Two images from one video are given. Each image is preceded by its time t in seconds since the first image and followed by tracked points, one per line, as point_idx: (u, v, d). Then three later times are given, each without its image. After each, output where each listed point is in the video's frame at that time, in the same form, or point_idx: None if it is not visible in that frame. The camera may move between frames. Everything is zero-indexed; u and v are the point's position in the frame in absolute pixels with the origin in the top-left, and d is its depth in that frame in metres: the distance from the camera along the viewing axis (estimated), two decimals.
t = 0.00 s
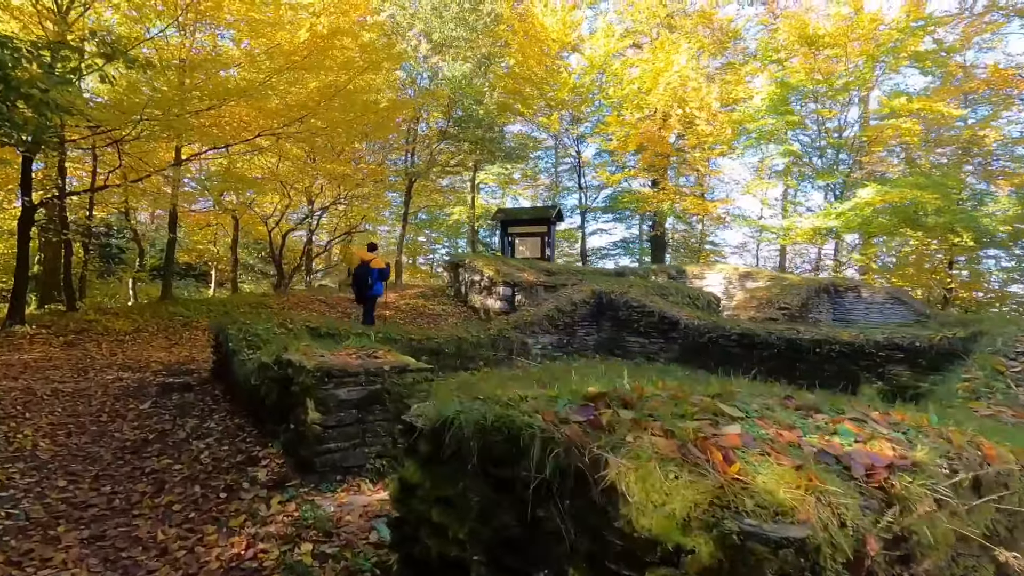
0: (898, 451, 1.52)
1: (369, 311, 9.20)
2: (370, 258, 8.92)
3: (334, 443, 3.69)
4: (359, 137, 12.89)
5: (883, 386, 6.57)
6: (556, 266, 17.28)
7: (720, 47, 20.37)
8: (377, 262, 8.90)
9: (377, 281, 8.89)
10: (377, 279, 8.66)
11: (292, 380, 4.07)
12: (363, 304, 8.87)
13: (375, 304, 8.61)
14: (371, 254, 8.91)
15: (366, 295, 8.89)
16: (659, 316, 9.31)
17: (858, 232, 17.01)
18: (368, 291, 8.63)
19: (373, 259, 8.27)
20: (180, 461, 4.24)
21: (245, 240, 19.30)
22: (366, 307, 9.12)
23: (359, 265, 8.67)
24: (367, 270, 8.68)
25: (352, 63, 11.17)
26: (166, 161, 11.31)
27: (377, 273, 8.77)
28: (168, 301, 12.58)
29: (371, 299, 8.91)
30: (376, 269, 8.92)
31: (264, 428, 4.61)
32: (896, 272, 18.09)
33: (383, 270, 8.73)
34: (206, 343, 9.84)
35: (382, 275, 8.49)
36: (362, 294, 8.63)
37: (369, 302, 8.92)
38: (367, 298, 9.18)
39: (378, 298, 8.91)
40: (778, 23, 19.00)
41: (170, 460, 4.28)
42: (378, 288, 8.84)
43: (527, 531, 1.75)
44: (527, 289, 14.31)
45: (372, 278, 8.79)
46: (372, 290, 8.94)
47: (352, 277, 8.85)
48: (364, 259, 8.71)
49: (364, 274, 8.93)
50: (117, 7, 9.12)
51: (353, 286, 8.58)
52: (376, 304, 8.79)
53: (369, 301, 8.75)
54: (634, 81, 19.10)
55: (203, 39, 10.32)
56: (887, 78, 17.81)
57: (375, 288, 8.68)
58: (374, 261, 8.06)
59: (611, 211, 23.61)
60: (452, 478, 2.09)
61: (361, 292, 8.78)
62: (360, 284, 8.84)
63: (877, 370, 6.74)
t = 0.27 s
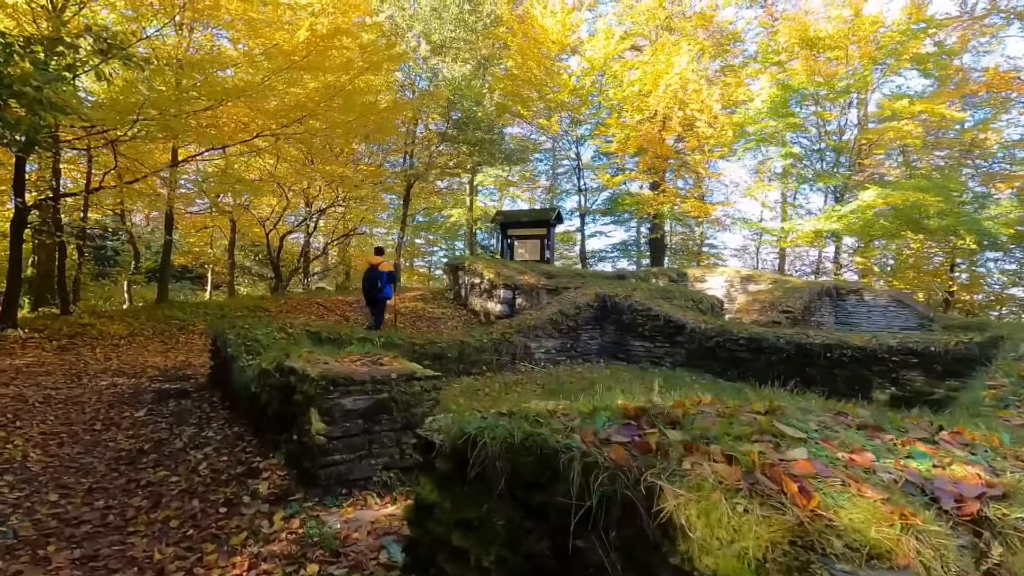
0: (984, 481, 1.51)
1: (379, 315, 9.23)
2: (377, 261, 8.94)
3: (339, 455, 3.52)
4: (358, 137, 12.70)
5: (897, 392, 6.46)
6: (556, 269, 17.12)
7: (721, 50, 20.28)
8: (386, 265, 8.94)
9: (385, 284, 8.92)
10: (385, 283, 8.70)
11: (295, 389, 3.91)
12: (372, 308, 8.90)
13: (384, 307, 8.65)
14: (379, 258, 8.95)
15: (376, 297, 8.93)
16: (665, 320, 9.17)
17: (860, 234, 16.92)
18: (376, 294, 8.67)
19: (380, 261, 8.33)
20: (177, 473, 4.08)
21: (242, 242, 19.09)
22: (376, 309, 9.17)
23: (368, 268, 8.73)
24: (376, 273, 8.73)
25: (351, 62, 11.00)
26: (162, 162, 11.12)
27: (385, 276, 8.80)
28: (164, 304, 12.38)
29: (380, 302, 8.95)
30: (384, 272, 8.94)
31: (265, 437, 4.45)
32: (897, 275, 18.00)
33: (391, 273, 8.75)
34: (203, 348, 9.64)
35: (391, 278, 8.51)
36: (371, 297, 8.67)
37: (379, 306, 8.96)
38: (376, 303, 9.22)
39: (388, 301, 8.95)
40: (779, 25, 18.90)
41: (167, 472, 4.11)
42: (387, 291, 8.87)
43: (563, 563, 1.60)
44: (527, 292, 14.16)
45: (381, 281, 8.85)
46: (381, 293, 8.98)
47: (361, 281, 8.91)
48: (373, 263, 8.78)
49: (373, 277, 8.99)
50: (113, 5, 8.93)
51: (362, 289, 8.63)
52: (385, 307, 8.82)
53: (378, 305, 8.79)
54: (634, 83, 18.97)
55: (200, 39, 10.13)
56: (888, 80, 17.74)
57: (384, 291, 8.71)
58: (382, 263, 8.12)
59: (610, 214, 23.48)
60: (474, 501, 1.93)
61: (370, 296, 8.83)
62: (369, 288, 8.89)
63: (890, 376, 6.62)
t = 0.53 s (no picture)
0: None
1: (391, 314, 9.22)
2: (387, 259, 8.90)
3: (347, 460, 3.34)
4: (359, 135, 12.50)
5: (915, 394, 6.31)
6: (558, 269, 16.94)
7: (723, 49, 20.11)
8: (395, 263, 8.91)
9: (395, 282, 8.89)
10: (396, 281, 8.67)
11: (299, 391, 3.72)
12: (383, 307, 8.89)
13: (395, 305, 8.63)
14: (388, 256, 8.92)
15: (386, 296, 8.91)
16: (673, 320, 8.98)
17: (864, 235, 16.76)
18: (387, 293, 8.64)
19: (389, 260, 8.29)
20: (176, 479, 3.89)
21: (240, 241, 18.86)
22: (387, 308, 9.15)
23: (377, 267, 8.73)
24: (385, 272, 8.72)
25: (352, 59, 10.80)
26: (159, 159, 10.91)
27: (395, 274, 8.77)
28: (161, 303, 12.17)
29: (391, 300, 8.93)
30: (393, 271, 8.91)
31: (267, 440, 4.27)
32: (900, 276, 17.87)
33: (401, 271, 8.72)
34: (201, 347, 9.44)
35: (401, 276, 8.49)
36: (382, 296, 8.65)
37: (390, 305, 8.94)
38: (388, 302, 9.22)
39: (399, 299, 8.94)
40: (782, 23, 18.70)
41: (164, 478, 3.92)
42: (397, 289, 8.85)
43: None
44: (529, 292, 13.99)
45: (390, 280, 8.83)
46: (392, 292, 8.97)
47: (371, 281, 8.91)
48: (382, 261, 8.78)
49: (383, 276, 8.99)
50: None
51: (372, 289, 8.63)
52: (396, 305, 8.80)
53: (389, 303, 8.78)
54: (636, 81, 18.76)
55: (197, 34, 9.92)
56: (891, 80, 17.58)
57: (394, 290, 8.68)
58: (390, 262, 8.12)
59: (611, 214, 23.30)
60: (505, 517, 1.76)
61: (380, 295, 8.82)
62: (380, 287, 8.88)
63: (908, 378, 6.49)
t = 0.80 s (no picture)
0: None
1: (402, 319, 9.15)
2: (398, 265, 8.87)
3: (354, 483, 3.12)
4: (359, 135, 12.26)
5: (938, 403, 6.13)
6: (560, 271, 16.73)
7: (726, 49, 19.90)
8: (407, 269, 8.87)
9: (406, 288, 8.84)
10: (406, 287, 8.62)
11: (302, 407, 3.50)
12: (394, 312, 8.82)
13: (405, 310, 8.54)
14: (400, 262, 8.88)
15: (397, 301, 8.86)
16: (682, 326, 8.77)
17: (870, 237, 16.58)
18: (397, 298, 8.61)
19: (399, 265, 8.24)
20: (170, 500, 3.67)
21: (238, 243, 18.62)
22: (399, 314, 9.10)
23: (388, 273, 8.65)
24: (396, 277, 8.64)
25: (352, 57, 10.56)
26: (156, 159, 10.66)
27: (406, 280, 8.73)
28: (158, 306, 11.94)
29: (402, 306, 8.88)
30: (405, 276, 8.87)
31: (267, 457, 4.05)
32: (905, 279, 17.70)
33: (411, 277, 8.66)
34: (198, 353, 9.20)
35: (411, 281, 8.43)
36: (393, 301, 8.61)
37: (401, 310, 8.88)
38: (398, 307, 9.14)
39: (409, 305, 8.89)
40: (785, 23, 18.49)
41: (158, 498, 3.70)
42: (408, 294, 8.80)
43: None
44: (532, 295, 13.78)
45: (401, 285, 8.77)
46: (403, 297, 8.91)
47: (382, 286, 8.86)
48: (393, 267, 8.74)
49: (394, 281, 8.91)
50: None
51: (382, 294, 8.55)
52: (406, 311, 8.71)
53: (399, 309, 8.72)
54: (639, 82, 18.55)
55: (195, 32, 9.69)
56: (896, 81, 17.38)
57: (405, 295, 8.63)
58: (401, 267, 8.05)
59: (613, 215, 23.11)
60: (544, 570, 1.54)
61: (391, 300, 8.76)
62: (390, 292, 8.80)
63: (930, 387, 6.25)
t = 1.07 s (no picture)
0: None
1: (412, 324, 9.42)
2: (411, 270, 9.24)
3: (361, 504, 2.95)
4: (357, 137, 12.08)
5: (954, 411, 5.99)
6: (560, 274, 16.60)
7: (726, 51, 19.85)
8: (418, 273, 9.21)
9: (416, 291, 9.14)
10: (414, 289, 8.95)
11: (305, 422, 3.33)
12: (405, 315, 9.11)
13: (417, 312, 8.84)
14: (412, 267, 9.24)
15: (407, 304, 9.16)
16: (689, 330, 8.64)
17: (871, 240, 16.50)
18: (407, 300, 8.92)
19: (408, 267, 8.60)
20: (167, 519, 3.49)
21: (235, 245, 18.42)
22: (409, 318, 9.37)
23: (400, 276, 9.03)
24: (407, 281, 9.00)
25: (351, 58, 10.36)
26: (152, 161, 10.46)
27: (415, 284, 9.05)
28: (153, 310, 11.75)
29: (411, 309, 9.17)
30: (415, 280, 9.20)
31: (268, 472, 3.88)
32: (906, 281, 17.66)
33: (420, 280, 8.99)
34: (194, 358, 9.01)
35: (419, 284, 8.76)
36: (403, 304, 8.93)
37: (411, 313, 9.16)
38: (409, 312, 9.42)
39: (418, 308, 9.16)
40: (785, 25, 18.37)
41: (153, 517, 3.52)
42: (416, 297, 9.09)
43: None
44: (533, 299, 13.63)
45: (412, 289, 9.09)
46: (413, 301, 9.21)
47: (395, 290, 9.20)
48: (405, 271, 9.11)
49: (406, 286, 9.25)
50: None
51: (395, 297, 8.86)
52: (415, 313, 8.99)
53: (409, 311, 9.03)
54: (638, 84, 18.45)
55: (191, 32, 9.49)
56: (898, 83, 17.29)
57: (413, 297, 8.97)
58: (412, 270, 8.38)
59: (613, 217, 23.03)
60: None
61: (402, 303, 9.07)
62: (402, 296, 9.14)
63: (946, 395, 6.12)
